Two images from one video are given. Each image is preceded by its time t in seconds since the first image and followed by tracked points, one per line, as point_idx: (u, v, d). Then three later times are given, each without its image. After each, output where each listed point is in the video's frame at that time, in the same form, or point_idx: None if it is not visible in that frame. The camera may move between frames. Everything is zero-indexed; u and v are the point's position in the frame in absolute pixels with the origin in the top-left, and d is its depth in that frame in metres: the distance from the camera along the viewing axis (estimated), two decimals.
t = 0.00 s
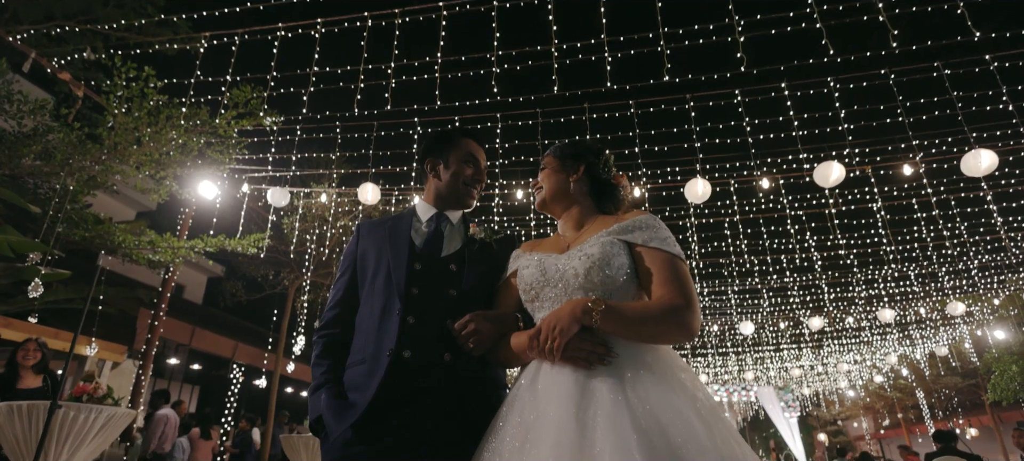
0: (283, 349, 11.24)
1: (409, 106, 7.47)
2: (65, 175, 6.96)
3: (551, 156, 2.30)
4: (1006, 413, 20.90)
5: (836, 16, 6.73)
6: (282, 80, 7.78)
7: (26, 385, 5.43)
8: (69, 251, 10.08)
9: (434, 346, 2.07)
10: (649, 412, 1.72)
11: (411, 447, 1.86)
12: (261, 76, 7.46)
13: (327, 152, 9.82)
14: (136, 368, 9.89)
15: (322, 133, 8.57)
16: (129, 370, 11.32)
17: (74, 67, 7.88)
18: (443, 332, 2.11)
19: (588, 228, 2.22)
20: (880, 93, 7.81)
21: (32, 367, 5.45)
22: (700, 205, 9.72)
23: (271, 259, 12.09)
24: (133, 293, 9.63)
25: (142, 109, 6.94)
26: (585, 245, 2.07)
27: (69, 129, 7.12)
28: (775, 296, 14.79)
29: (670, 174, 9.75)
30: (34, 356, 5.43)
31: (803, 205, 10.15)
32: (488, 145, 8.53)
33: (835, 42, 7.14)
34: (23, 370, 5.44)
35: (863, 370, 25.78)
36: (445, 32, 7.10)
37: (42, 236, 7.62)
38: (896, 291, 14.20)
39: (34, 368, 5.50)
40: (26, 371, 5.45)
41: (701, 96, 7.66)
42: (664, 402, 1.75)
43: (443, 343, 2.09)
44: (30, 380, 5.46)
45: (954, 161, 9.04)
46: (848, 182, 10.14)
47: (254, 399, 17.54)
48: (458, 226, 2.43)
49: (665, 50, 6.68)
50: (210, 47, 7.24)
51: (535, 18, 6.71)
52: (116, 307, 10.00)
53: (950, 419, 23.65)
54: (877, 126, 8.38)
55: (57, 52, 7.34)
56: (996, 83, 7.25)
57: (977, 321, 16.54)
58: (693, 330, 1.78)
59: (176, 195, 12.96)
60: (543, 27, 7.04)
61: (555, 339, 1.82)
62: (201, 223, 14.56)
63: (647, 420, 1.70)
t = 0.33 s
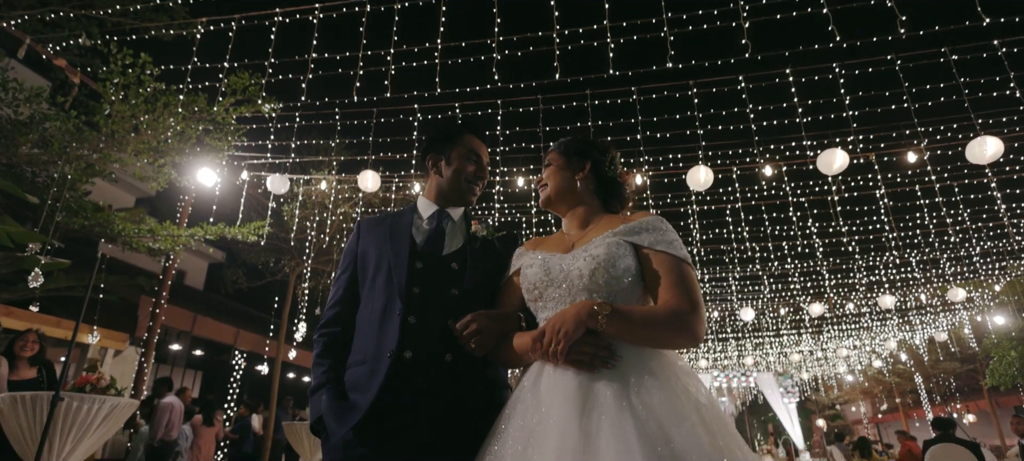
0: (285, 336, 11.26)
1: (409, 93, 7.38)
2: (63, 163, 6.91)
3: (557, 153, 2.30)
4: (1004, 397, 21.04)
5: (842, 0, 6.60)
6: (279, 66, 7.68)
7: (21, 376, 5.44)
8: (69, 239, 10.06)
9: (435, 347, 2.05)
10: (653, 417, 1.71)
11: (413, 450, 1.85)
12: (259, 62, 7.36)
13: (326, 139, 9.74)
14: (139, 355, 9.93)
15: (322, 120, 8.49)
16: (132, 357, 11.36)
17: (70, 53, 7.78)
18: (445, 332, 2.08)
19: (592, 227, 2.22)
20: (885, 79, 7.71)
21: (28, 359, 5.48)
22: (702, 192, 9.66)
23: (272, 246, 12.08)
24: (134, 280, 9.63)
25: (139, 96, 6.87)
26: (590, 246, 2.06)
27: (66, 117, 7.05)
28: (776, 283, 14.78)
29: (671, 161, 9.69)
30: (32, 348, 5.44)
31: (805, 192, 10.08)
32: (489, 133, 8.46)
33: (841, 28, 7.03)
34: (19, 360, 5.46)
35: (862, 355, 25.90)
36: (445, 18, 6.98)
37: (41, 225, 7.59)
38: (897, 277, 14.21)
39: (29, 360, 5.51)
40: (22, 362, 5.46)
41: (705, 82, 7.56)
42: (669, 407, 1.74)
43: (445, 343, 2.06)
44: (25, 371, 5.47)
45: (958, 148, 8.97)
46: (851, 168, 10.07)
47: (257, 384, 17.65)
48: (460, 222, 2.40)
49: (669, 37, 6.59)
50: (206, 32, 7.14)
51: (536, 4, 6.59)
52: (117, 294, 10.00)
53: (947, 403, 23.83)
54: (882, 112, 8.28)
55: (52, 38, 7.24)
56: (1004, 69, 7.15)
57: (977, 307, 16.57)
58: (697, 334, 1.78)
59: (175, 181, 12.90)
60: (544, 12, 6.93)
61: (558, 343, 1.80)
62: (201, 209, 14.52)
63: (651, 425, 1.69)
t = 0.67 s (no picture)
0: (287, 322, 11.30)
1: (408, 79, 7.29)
2: (60, 151, 6.86)
3: (560, 150, 2.26)
4: (1002, 382, 21.17)
5: None
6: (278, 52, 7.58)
7: (20, 367, 5.53)
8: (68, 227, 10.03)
9: (437, 349, 2.02)
10: (657, 424, 1.70)
11: (413, 453, 1.84)
12: (256, 48, 7.26)
13: (325, 126, 9.66)
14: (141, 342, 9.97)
15: (321, 107, 8.41)
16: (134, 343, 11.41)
17: (65, 39, 7.68)
18: (447, 333, 2.06)
19: (596, 227, 2.20)
20: (890, 65, 7.62)
21: (24, 349, 5.51)
22: (704, 179, 9.60)
23: (272, 233, 12.06)
24: (135, 268, 9.63)
25: (135, 83, 6.80)
26: (594, 248, 2.04)
27: (62, 104, 6.99)
28: (776, 269, 14.77)
29: (674, 147, 9.61)
30: (30, 339, 5.49)
31: (807, 179, 10.01)
32: (490, 119, 8.38)
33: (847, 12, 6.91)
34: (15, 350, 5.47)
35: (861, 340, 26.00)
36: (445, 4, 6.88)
37: (39, 213, 7.55)
38: (899, 263, 14.19)
39: (26, 350, 5.57)
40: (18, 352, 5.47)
41: (708, 68, 7.46)
42: (673, 414, 1.73)
43: (446, 344, 2.04)
44: (23, 362, 5.55)
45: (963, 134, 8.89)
46: (855, 155, 9.99)
47: (259, 369, 17.77)
48: (461, 220, 2.37)
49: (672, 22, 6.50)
50: (202, 17, 7.03)
51: None
52: (118, 281, 10.01)
53: (945, 387, 23.96)
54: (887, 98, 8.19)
55: (46, 23, 7.14)
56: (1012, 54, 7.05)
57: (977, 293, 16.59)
58: (701, 339, 1.77)
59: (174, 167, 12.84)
60: None
61: (562, 348, 1.78)
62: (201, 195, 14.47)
63: (655, 431, 1.68)
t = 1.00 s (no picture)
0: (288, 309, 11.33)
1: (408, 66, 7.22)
2: (58, 140, 6.82)
3: (561, 148, 2.24)
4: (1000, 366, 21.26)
5: None
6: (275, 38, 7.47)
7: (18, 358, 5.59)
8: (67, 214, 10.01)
9: (437, 352, 2.01)
10: (657, 431, 1.70)
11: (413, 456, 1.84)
12: (253, 33, 7.16)
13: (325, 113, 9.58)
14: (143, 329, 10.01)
15: (319, 93, 8.33)
16: (135, 331, 11.46)
17: (60, 25, 7.59)
18: (448, 336, 2.05)
19: (598, 227, 2.19)
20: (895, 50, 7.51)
21: (21, 340, 5.49)
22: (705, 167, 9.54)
23: (272, 220, 12.05)
24: (135, 255, 9.63)
25: (131, 70, 6.73)
26: (595, 250, 2.02)
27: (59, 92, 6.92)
28: (777, 255, 14.75)
29: (675, 134, 9.54)
30: (27, 330, 5.47)
31: (810, 166, 9.95)
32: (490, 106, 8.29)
33: None
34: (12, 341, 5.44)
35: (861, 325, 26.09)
36: None
37: (38, 201, 7.53)
38: (900, 250, 14.16)
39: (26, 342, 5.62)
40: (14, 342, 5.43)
41: (711, 54, 7.36)
42: (674, 421, 1.72)
43: (446, 346, 2.03)
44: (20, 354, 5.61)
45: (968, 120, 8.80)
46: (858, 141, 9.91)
47: (261, 355, 17.87)
48: (461, 219, 2.35)
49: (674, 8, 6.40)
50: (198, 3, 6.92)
51: None
52: (119, 269, 10.02)
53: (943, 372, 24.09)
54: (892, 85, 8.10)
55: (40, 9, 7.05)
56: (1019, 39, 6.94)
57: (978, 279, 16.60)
58: (702, 345, 1.76)
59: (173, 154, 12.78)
60: None
61: (562, 352, 1.76)
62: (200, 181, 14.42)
63: (655, 437, 1.68)
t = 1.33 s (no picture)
0: (290, 297, 11.34)
1: (406, 53, 7.14)
2: (55, 130, 6.78)
3: (563, 147, 2.20)
4: (998, 351, 21.38)
5: None
6: (273, 24, 7.37)
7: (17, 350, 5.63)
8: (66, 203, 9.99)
9: (437, 355, 2.01)
10: (657, 438, 1.70)
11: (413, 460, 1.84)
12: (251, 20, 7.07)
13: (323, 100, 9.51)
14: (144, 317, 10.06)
15: (318, 80, 8.25)
16: (137, 318, 11.51)
17: (54, 11, 7.50)
18: (447, 339, 2.04)
19: (599, 228, 2.17)
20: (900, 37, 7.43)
21: (21, 331, 5.46)
22: (707, 154, 9.48)
23: (272, 207, 12.03)
24: (135, 244, 9.63)
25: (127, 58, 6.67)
26: (597, 253, 2.00)
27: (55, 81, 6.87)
28: (778, 242, 14.72)
29: (677, 121, 9.47)
30: (28, 321, 5.43)
31: (811, 153, 9.88)
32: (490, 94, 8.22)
33: None
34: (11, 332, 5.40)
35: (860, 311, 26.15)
36: None
37: (37, 191, 7.52)
38: (901, 237, 14.13)
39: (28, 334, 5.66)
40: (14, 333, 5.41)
41: (714, 40, 7.27)
42: (674, 427, 1.73)
43: (446, 350, 2.02)
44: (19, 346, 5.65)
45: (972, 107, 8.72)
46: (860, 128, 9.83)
47: (262, 341, 17.96)
48: (461, 219, 2.33)
49: None
50: None
51: None
52: (119, 257, 10.03)
53: (941, 357, 24.20)
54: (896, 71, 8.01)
55: None
56: None
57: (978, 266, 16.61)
58: (703, 351, 1.76)
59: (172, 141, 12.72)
60: None
61: (563, 358, 1.75)
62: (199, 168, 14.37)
63: (655, 444, 1.68)
